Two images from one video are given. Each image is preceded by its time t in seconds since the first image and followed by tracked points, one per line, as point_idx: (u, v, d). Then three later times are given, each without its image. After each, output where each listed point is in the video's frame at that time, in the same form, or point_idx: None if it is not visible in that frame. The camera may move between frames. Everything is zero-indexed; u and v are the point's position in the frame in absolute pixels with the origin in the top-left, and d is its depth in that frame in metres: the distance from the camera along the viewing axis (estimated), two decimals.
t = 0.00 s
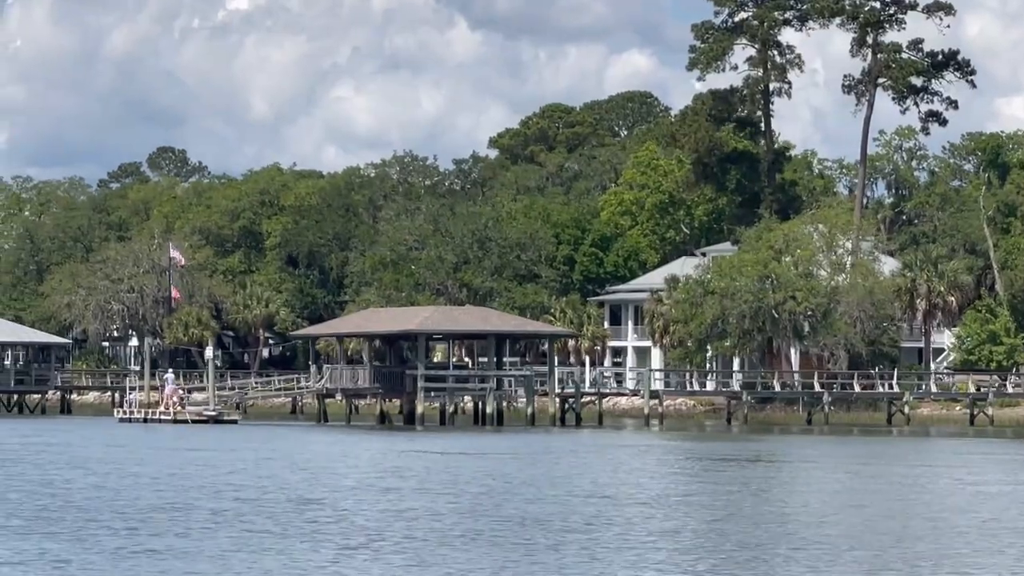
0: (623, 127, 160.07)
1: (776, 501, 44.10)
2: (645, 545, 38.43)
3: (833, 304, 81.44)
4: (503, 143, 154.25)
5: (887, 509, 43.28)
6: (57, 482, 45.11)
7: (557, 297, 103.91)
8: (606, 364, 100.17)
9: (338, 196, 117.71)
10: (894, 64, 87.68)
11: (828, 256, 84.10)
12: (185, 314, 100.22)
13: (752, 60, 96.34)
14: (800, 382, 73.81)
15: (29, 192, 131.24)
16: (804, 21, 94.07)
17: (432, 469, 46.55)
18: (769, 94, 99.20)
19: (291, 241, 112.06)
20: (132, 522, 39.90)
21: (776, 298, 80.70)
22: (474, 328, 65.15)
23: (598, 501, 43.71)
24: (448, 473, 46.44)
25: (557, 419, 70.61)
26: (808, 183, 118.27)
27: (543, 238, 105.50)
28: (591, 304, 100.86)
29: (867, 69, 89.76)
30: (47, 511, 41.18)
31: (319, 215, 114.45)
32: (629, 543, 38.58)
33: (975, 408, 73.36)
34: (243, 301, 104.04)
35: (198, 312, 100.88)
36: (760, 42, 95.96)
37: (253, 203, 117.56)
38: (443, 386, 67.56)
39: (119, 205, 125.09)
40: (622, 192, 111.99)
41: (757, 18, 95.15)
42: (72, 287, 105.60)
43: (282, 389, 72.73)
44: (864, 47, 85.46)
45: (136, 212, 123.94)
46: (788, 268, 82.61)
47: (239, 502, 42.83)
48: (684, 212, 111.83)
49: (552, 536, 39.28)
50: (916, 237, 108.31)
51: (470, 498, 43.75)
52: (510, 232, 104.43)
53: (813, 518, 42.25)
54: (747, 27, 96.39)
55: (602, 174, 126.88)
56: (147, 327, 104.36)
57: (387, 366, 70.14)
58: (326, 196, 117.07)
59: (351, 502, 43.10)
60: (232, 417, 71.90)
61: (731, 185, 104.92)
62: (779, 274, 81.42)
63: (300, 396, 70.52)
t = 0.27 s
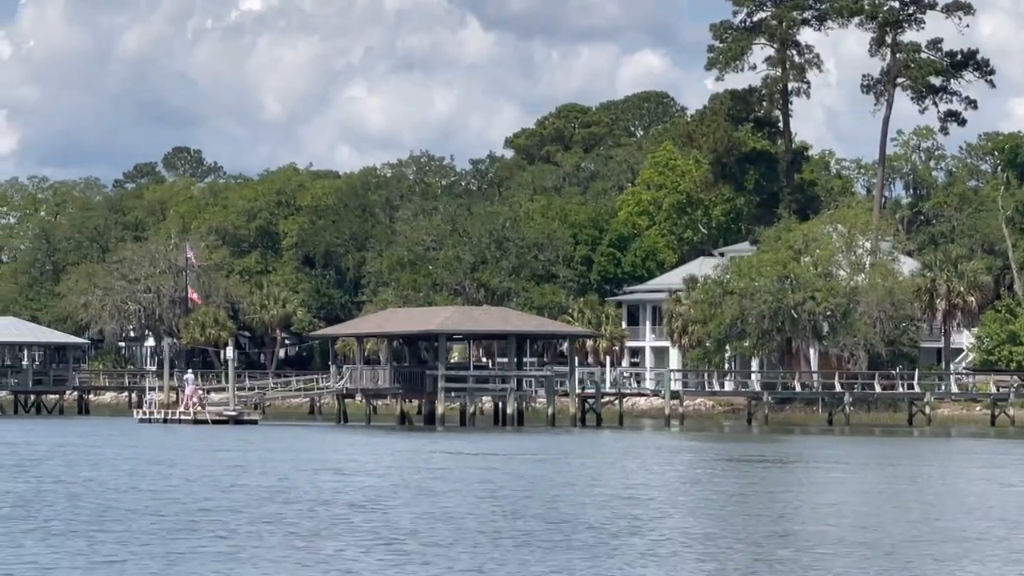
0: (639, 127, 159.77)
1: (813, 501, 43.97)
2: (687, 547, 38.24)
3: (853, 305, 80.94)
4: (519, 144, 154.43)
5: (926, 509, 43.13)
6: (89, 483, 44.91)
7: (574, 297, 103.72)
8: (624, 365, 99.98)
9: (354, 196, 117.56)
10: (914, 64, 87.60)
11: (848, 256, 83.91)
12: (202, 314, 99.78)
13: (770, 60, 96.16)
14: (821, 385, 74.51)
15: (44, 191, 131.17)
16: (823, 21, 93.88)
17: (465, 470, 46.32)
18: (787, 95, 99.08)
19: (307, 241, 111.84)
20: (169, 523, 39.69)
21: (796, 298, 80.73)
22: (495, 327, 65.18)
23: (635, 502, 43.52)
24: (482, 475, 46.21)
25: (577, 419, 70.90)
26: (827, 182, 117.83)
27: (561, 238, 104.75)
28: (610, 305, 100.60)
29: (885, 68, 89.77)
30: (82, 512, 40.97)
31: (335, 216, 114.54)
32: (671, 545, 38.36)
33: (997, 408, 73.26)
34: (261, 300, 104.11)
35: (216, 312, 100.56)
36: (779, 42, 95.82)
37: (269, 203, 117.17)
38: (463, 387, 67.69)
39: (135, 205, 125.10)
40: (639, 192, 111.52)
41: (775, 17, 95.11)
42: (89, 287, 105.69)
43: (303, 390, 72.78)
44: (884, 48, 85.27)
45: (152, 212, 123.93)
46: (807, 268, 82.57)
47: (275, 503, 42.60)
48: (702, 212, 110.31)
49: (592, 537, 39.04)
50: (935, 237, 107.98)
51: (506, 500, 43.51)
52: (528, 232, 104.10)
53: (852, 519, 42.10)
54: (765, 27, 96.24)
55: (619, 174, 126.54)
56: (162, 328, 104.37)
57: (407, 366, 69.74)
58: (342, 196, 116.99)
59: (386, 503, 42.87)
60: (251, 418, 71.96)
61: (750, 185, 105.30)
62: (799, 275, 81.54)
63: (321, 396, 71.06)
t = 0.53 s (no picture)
0: (656, 128, 159.37)
1: (848, 502, 43.81)
2: (723, 548, 38.01)
3: (871, 305, 81.16)
4: (536, 144, 154.72)
5: (961, 509, 42.96)
6: (115, 484, 44.68)
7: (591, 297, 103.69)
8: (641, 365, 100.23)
9: (370, 196, 117.48)
10: (933, 63, 87.62)
11: (866, 256, 84.35)
12: (219, 314, 100.53)
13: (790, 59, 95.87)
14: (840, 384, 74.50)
15: (59, 190, 131.15)
16: (842, 21, 93.87)
17: (495, 470, 46.16)
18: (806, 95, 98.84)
19: (324, 241, 111.63)
20: (199, 524, 39.43)
21: (814, 298, 80.61)
22: (513, 327, 65.54)
23: (666, 504, 43.28)
24: (512, 476, 46.05)
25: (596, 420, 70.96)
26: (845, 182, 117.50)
27: (577, 238, 104.69)
28: (630, 306, 100.57)
29: (904, 67, 89.72)
30: (110, 513, 40.73)
31: (352, 215, 114.19)
32: (707, 547, 38.11)
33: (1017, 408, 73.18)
34: (277, 300, 104.20)
35: (232, 312, 101.19)
36: (799, 42, 95.77)
37: (285, 203, 116.61)
38: (483, 387, 68.13)
39: (151, 205, 125.14)
40: (656, 192, 112.75)
41: (793, 17, 94.96)
42: (104, 288, 105.75)
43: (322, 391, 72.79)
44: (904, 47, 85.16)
45: (167, 211, 123.96)
46: (826, 268, 82.49)
47: (303, 504, 42.34)
48: (719, 212, 111.76)
49: (626, 539, 38.78)
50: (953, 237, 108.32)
51: (536, 501, 43.25)
52: (545, 232, 104.06)
53: (887, 519, 41.90)
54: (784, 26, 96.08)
55: (635, 174, 126.35)
56: (179, 328, 104.54)
57: (427, 367, 70.29)
58: (358, 195, 116.84)
59: (416, 504, 42.61)
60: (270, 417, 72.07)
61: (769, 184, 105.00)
62: (817, 274, 81.42)
63: (339, 396, 71.27)
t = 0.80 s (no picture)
0: (677, 129, 159.17)
1: (892, 501, 43.70)
2: (766, 548, 37.87)
3: (896, 305, 81.16)
4: (557, 143, 154.44)
5: (1004, 508, 42.81)
6: (151, 485, 44.61)
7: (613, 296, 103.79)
8: (664, 365, 100.06)
9: (391, 196, 117.40)
10: (957, 62, 87.78)
11: (891, 256, 84.25)
12: (240, 314, 99.50)
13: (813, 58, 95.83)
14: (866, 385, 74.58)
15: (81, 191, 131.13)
16: (865, 19, 93.99)
17: (535, 471, 46.16)
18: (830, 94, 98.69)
19: (345, 241, 111.49)
20: (237, 523, 39.33)
21: (839, 297, 80.67)
22: (540, 328, 66.29)
23: (705, 504, 43.14)
24: (552, 475, 46.05)
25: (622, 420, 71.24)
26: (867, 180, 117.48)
27: (600, 238, 104.54)
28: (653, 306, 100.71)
29: (927, 66, 89.76)
30: (155, 512, 40.75)
31: (373, 215, 114.00)
32: (751, 545, 38.08)
33: None
34: (299, 300, 103.78)
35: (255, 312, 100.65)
36: (822, 42, 95.80)
37: (305, 203, 115.78)
38: (510, 387, 68.47)
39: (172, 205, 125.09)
40: (679, 192, 113.48)
41: (816, 16, 95.12)
42: (125, 288, 105.74)
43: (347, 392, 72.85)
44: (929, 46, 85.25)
45: (188, 211, 123.86)
46: (850, 267, 82.53)
47: (340, 504, 42.22)
48: (742, 212, 111.55)
49: (668, 538, 38.62)
50: (976, 237, 108.05)
51: (574, 501, 43.11)
52: (568, 232, 103.89)
53: (928, 518, 41.73)
54: (807, 26, 96.12)
55: (657, 174, 126.09)
56: (200, 327, 104.45)
57: (452, 367, 70.34)
58: (379, 195, 116.71)
59: (453, 504, 42.48)
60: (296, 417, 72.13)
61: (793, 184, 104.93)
62: (842, 274, 81.51)
63: (364, 396, 71.54)
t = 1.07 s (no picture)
0: (702, 129, 158.97)
1: (939, 500, 43.65)
2: (804, 549, 37.71)
3: (926, 305, 81.07)
4: (583, 143, 154.55)
5: None
6: (192, 486, 44.81)
7: (640, 296, 103.81)
8: (691, 365, 100.15)
9: (417, 196, 117.51)
10: (985, 61, 87.85)
11: (920, 256, 83.98)
12: (267, 314, 100.48)
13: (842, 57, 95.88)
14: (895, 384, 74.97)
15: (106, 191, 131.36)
16: (894, 18, 94.08)
17: (578, 471, 46.35)
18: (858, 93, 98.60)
19: (371, 241, 111.46)
20: (284, 521, 39.59)
21: (868, 297, 80.72)
22: (571, 327, 66.85)
23: (749, 502, 43.33)
24: (595, 475, 46.24)
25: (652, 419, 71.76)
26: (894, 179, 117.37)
27: (628, 237, 104.63)
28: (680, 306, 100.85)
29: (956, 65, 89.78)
30: (202, 510, 41.02)
31: (399, 215, 114.11)
32: (798, 542, 38.27)
33: None
34: (325, 300, 104.13)
35: (281, 312, 101.03)
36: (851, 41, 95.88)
37: (332, 203, 115.97)
38: (540, 387, 68.79)
39: (198, 205, 125.36)
40: (705, 191, 112.61)
41: (844, 15, 95.20)
42: (151, 288, 106.01)
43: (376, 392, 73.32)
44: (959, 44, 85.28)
45: (214, 211, 124.02)
46: (879, 267, 82.61)
47: (380, 503, 42.29)
48: (770, 211, 111.16)
49: (710, 537, 38.57)
50: (1004, 236, 107.73)
51: (613, 501, 43.09)
52: (595, 232, 103.94)
53: (972, 519, 41.50)
54: (836, 25, 96.18)
55: (683, 174, 126.05)
56: (226, 327, 104.66)
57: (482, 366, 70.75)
58: (405, 195, 116.79)
59: (498, 503, 42.69)
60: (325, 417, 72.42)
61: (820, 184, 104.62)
62: (871, 274, 81.63)
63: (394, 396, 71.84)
